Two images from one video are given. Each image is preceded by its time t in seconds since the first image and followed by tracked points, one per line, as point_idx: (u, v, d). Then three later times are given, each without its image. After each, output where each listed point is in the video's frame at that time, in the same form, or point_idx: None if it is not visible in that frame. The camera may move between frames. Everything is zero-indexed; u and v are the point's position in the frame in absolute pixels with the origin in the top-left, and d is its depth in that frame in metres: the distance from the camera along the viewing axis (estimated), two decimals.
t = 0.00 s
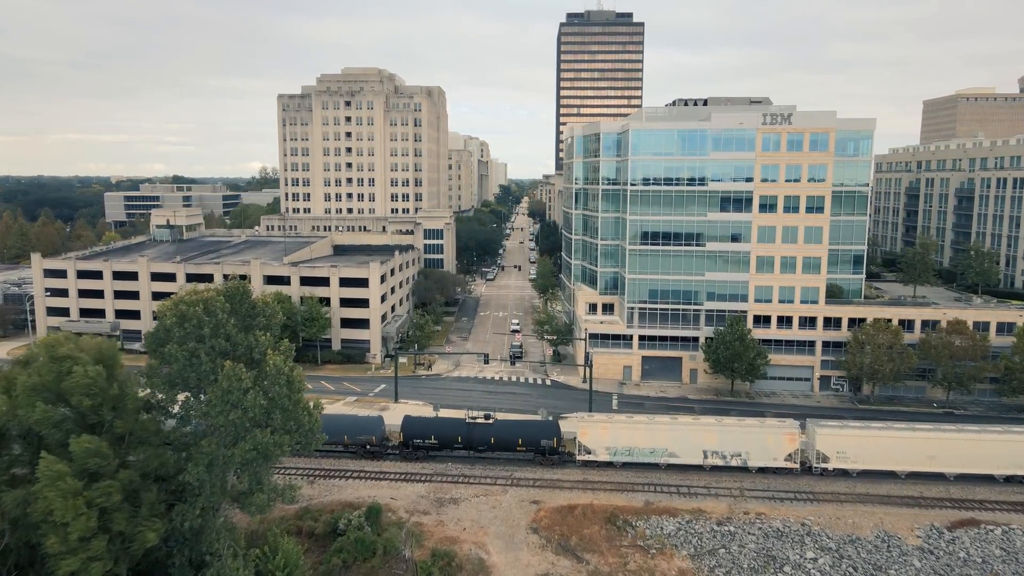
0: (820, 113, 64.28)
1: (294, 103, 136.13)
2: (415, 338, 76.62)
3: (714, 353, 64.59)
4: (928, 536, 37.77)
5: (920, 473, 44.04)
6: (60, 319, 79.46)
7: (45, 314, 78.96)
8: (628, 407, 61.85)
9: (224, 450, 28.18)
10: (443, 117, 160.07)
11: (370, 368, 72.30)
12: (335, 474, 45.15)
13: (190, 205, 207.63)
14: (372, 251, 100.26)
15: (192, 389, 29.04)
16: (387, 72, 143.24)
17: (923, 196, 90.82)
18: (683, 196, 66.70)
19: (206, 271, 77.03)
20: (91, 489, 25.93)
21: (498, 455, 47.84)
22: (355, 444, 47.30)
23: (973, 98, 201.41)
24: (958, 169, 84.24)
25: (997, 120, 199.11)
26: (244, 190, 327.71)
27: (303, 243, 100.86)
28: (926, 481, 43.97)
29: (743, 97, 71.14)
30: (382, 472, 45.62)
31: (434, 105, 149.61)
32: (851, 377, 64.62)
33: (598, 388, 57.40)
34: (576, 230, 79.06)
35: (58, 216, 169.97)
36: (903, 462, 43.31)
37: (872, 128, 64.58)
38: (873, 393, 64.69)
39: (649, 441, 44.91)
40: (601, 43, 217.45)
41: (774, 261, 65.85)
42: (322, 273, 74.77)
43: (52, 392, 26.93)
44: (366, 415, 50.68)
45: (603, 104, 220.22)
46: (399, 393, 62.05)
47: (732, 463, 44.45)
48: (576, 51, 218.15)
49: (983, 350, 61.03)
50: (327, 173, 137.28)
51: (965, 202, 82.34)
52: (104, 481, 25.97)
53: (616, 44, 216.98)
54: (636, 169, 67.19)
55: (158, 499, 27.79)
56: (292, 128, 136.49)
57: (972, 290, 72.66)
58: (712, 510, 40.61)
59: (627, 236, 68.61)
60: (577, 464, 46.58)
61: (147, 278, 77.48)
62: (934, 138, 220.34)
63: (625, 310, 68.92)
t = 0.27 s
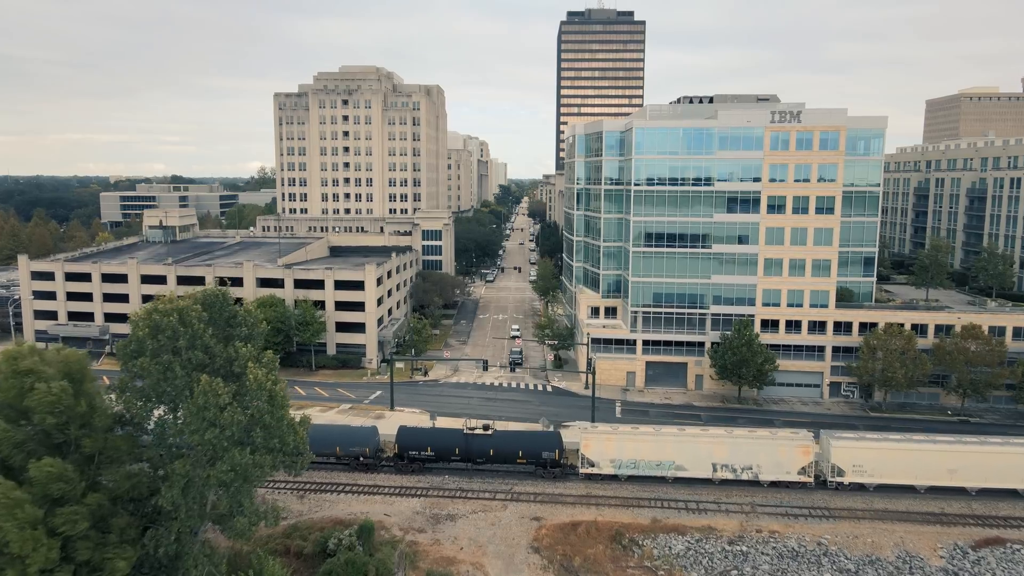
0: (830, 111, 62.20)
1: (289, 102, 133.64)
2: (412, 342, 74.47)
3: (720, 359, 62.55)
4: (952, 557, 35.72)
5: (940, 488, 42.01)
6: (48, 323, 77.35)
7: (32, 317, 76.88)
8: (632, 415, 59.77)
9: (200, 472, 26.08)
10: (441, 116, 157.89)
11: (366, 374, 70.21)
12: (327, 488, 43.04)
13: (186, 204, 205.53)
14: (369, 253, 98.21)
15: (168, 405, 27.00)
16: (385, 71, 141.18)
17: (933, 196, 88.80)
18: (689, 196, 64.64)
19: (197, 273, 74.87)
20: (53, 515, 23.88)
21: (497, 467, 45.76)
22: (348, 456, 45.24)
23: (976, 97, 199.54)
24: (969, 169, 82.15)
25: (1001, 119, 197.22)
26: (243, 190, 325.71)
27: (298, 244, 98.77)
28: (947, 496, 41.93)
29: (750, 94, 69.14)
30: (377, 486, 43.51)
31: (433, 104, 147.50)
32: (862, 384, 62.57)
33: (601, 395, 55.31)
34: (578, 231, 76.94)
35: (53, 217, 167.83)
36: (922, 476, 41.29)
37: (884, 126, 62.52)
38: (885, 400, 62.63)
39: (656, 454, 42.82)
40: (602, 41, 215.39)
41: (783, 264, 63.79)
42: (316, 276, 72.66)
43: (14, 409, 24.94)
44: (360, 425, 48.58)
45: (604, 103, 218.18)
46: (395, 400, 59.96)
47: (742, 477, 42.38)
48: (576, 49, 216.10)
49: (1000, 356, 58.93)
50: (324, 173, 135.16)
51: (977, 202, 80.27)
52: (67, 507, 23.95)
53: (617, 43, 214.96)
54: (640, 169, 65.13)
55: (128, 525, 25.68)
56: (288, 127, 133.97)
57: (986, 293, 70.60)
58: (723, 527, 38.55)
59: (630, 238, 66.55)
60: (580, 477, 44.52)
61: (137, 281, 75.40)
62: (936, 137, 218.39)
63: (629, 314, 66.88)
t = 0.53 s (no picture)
0: (841, 108, 60.10)
1: (286, 100, 131.76)
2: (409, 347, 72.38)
3: (727, 365, 60.50)
4: None
5: (962, 503, 39.96)
6: (34, 326, 75.23)
7: (19, 321, 74.75)
8: (636, 423, 57.69)
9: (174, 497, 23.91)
10: (440, 115, 155.91)
11: (361, 379, 68.12)
12: (318, 504, 40.94)
13: (183, 205, 203.35)
14: (366, 255, 96.15)
15: (140, 424, 24.91)
16: (383, 69, 139.14)
17: (943, 196, 86.78)
18: (694, 197, 62.58)
19: (187, 276, 72.76)
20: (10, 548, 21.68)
21: (496, 481, 43.68)
22: (340, 470, 43.19)
23: (980, 96, 197.63)
24: (981, 169, 80.11)
25: (1005, 119, 195.30)
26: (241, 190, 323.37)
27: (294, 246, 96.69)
28: (969, 512, 39.89)
29: (757, 92, 67.10)
30: (370, 501, 41.42)
31: (432, 103, 145.66)
32: (874, 391, 60.52)
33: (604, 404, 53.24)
34: (580, 233, 74.89)
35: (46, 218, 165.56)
36: (944, 491, 39.25)
37: (896, 124, 60.43)
38: (898, 407, 60.56)
39: (663, 468, 40.73)
40: (603, 40, 213.34)
41: (792, 267, 61.72)
42: (311, 279, 70.63)
43: None
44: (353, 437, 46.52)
45: (605, 103, 216.26)
46: (390, 408, 57.90)
47: (754, 492, 40.29)
48: (576, 48, 214.07)
49: (1018, 363, 56.82)
50: (321, 173, 133.12)
51: (989, 203, 78.24)
52: (24, 539, 21.73)
53: (618, 42, 212.97)
54: (644, 169, 63.09)
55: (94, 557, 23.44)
56: (285, 126, 132.00)
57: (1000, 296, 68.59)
58: (735, 547, 36.47)
59: (634, 240, 64.49)
60: (583, 492, 42.45)
61: (126, 284, 73.31)
62: (939, 137, 216.44)
63: (632, 318, 64.82)
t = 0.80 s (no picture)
0: (853, 106, 57.99)
1: (282, 99, 129.75)
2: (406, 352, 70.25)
3: (735, 371, 58.44)
4: None
5: (987, 521, 37.92)
6: (20, 330, 73.11)
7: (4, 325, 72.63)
8: (640, 432, 55.57)
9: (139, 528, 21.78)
10: (439, 114, 153.84)
11: (356, 386, 66.01)
12: (307, 521, 38.85)
13: (179, 205, 201.28)
14: (362, 257, 94.05)
15: (106, 446, 23.06)
16: (382, 67, 137.09)
17: (953, 197, 84.74)
18: (701, 198, 60.47)
19: (177, 279, 70.64)
20: None
21: (495, 496, 41.61)
22: (331, 484, 41.14)
23: (983, 96, 195.81)
24: (993, 169, 78.06)
25: (1008, 119, 193.51)
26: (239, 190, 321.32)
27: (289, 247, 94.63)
28: (994, 530, 37.85)
29: (765, 89, 65.04)
30: (362, 518, 39.34)
31: (431, 102, 143.66)
32: (887, 398, 58.47)
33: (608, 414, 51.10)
34: (581, 234, 72.81)
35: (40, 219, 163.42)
36: (968, 509, 37.23)
37: (910, 122, 58.31)
38: (911, 415, 58.51)
39: (671, 483, 38.66)
40: (604, 39, 211.37)
41: (802, 270, 59.62)
42: (304, 282, 68.55)
43: None
44: (345, 449, 44.48)
45: (605, 102, 214.29)
46: (385, 417, 55.81)
47: (767, 509, 38.23)
48: (577, 47, 211.99)
49: None
50: (317, 173, 131.05)
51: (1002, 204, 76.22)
52: None
53: (619, 40, 211.05)
54: (648, 168, 61.02)
55: None
56: (281, 125, 129.95)
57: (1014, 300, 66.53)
58: (749, 569, 34.40)
59: (638, 241, 62.40)
60: (587, 508, 40.38)
61: (115, 286, 71.21)
62: (942, 137, 214.61)
63: (636, 323, 62.76)
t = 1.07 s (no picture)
0: (866, 103, 55.91)
1: (278, 98, 127.64)
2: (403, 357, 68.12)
3: (743, 378, 56.34)
4: None
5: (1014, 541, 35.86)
6: (6, 335, 71.05)
7: None
8: (645, 442, 53.46)
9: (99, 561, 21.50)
10: (438, 113, 151.68)
11: (351, 393, 63.88)
12: (295, 541, 36.80)
13: (176, 205, 199.28)
14: (359, 258, 91.94)
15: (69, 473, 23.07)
16: (379, 65, 134.97)
17: (965, 197, 82.59)
18: (707, 198, 58.40)
19: (167, 282, 68.54)
20: None
21: (494, 513, 39.51)
22: (321, 501, 39.11)
23: (987, 96, 193.78)
24: (1006, 168, 75.92)
25: (1012, 118, 191.52)
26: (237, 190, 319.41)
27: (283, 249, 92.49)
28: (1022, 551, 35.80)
29: (773, 86, 63.00)
30: (353, 537, 37.27)
31: (429, 101, 141.48)
32: (900, 406, 56.38)
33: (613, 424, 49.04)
34: (583, 236, 70.71)
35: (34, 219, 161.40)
36: (995, 528, 35.19)
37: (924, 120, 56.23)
38: (926, 424, 56.40)
39: (679, 500, 36.56)
40: (605, 37, 209.21)
41: (812, 273, 57.56)
42: (297, 285, 66.45)
43: None
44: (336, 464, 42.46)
45: (606, 101, 212.32)
46: (380, 426, 53.68)
47: (781, 528, 36.17)
48: (577, 46, 209.89)
49: None
50: (314, 173, 128.97)
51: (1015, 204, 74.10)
52: None
53: (620, 39, 208.90)
54: (653, 168, 58.96)
55: None
56: (277, 124, 127.84)
57: None
58: None
59: (642, 243, 60.34)
60: (591, 525, 38.30)
61: (103, 290, 69.14)
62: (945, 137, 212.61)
63: (640, 328, 60.70)
